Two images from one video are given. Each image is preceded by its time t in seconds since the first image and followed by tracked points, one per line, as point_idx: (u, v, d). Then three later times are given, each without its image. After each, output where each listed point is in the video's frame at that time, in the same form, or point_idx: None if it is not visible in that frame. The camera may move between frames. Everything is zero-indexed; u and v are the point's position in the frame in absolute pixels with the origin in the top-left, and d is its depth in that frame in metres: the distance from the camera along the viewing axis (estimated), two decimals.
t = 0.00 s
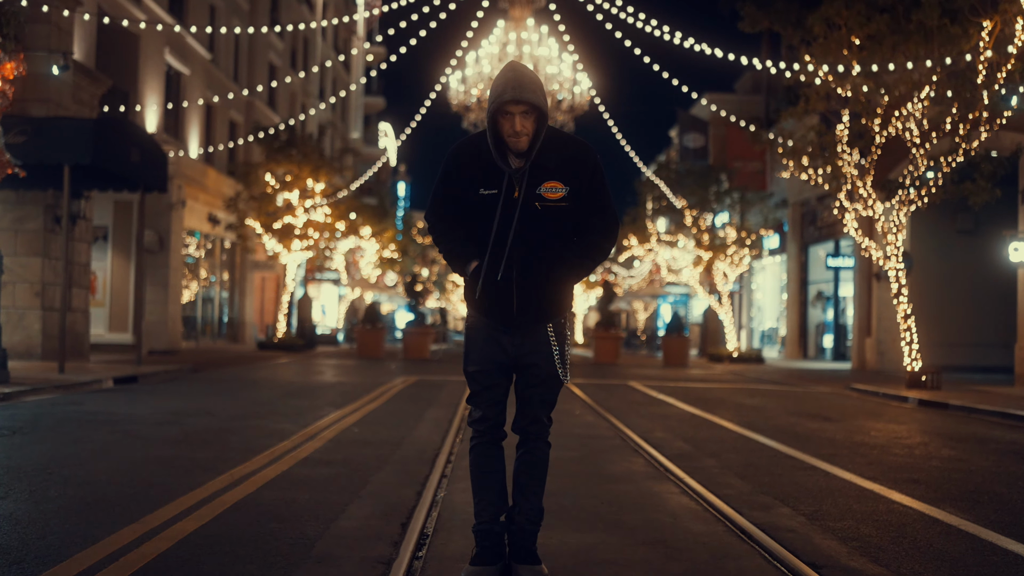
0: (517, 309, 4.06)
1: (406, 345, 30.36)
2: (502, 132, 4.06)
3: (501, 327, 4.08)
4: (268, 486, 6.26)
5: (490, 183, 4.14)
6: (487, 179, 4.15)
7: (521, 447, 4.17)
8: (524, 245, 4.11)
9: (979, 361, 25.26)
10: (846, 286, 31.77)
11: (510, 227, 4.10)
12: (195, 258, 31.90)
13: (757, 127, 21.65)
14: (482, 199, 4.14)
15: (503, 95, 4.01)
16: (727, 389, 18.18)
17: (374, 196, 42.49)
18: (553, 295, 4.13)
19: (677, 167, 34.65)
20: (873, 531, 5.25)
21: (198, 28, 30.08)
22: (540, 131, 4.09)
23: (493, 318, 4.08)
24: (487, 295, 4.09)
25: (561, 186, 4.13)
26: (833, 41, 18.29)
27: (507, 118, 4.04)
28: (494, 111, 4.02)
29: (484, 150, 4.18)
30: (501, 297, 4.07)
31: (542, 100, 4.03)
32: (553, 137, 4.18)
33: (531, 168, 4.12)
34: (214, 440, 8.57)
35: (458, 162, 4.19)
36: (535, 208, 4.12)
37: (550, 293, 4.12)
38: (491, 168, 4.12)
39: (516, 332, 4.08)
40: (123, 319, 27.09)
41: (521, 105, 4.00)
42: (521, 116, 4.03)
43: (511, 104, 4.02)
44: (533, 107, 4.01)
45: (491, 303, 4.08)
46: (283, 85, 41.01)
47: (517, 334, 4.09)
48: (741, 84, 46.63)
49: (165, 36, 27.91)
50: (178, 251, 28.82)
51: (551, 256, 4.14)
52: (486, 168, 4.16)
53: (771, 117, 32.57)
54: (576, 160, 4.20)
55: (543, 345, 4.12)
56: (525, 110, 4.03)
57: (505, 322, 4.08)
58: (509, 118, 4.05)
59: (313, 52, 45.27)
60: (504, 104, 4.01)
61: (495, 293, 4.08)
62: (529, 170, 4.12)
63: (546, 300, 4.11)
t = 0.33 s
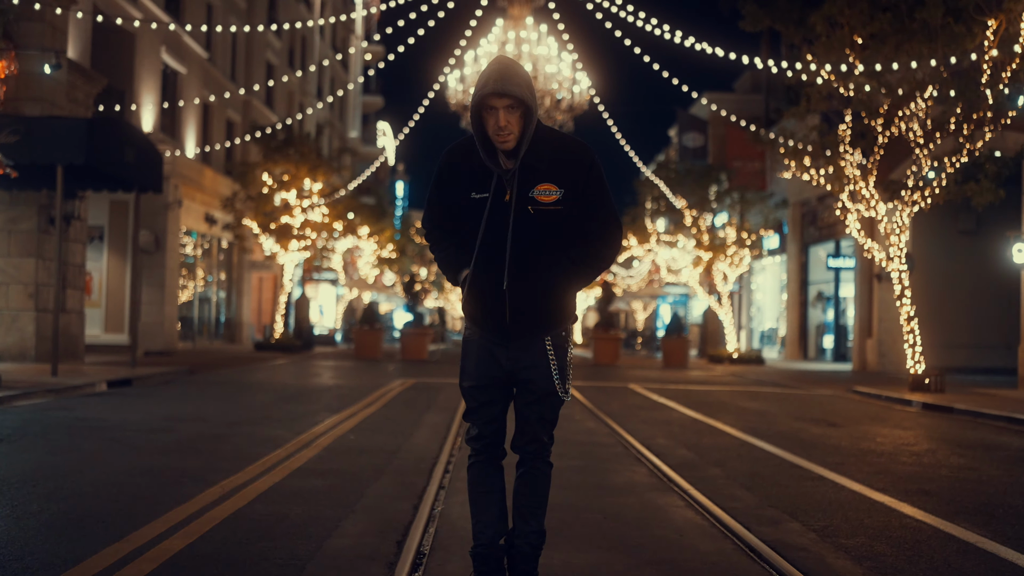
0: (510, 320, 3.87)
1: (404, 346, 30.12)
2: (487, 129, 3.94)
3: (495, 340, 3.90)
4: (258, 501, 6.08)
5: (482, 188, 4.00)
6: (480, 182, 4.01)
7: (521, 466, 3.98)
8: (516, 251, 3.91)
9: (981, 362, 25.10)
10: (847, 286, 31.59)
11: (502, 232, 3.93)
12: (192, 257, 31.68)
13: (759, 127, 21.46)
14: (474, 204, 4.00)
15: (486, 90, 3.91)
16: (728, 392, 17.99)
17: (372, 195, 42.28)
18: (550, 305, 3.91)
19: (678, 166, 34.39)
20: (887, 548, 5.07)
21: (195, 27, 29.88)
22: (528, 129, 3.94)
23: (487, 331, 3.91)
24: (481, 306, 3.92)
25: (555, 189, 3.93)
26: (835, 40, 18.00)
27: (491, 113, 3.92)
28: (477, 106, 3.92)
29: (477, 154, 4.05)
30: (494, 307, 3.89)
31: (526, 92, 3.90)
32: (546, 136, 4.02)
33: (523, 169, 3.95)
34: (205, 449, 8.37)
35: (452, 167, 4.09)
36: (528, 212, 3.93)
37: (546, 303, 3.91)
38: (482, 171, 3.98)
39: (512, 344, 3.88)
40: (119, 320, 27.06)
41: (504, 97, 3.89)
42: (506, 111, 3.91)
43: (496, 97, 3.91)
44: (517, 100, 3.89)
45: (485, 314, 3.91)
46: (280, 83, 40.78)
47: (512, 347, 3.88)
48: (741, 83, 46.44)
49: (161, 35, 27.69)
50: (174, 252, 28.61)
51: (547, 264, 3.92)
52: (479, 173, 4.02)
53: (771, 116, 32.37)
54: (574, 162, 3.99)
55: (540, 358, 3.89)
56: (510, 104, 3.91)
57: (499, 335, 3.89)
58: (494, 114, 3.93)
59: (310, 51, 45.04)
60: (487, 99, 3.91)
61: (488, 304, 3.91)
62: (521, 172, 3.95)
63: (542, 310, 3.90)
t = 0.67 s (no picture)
0: (506, 335, 3.66)
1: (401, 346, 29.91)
2: (486, 122, 3.76)
3: (489, 356, 3.69)
4: (246, 519, 5.87)
5: (477, 192, 3.79)
6: (475, 187, 3.80)
7: (517, 491, 3.78)
8: (514, 260, 3.70)
9: (981, 364, 24.92)
10: (847, 286, 31.39)
11: (499, 240, 3.72)
12: (188, 256, 31.45)
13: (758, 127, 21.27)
14: (469, 209, 3.79)
15: (488, 79, 3.74)
16: (729, 395, 17.78)
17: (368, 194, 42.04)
18: (547, 320, 3.71)
19: (677, 166, 34.13)
20: (900, 567, 4.91)
21: (190, 25, 29.63)
22: (529, 124, 3.76)
23: (480, 347, 3.70)
24: (474, 320, 3.71)
25: (555, 195, 3.74)
26: (837, 39, 17.76)
27: (492, 104, 3.74)
28: (478, 94, 3.74)
29: (473, 156, 3.85)
30: (489, 321, 3.68)
31: (530, 83, 3.73)
32: (545, 138, 3.84)
33: (523, 172, 3.76)
34: (194, 460, 8.19)
35: (445, 170, 3.88)
36: (527, 218, 3.73)
37: (543, 317, 3.70)
38: (478, 173, 3.78)
39: (508, 361, 3.67)
40: (113, 321, 26.67)
41: (508, 87, 3.72)
42: (508, 101, 3.73)
43: (496, 87, 3.74)
44: (520, 91, 3.72)
45: (479, 329, 3.70)
46: (277, 83, 40.55)
47: (507, 364, 3.68)
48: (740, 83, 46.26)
49: (156, 34, 27.45)
50: (169, 252, 28.37)
51: (544, 276, 3.72)
52: (475, 176, 3.81)
53: (770, 115, 32.19)
54: (574, 167, 3.81)
55: (537, 376, 3.70)
56: (511, 95, 3.74)
57: (494, 352, 3.68)
58: (492, 105, 3.75)
59: (307, 50, 44.80)
60: (488, 88, 3.73)
61: (482, 316, 3.69)
62: (520, 175, 3.75)
63: (540, 324, 3.70)
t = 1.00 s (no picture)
0: (503, 351, 3.49)
1: (399, 348, 29.69)
2: (495, 114, 3.61)
3: (484, 374, 3.51)
4: (233, 538, 5.69)
5: (476, 197, 3.62)
6: (473, 193, 3.63)
7: (513, 518, 3.60)
8: (515, 270, 3.52)
9: (983, 365, 24.71)
10: (847, 287, 31.20)
11: (498, 249, 3.55)
12: (183, 257, 31.22)
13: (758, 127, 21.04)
14: (467, 215, 3.61)
15: (501, 70, 3.61)
16: (729, 398, 17.56)
17: (365, 194, 41.81)
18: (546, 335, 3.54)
19: (675, 165, 33.87)
20: None
21: (185, 25, 29.37)
22: (538, 123, 3.62)
23: (475, 364, 3.51)
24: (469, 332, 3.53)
25: (559, 202, 3.59)
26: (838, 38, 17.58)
27: (503, 95, 3.60)
28: (489, 83, 3.60)
29: (473, 159, 3.69)
30: (486, 337, 3.51)
31: (543, 80, 3.62)
32: (553, 140, 3.68)
33: (528, 177, 3.60)
34: (182, 472, 7.98)
35: (442, 174, 3.71)
36: (530, 225, 3.56)
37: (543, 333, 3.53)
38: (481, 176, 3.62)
39: (504, 378, 3.50)
40: (108, 323, 26.52)
41: (522, 79, 3.59)
42: (519, 94, 3.59)
43: (507, 79, 3.60)
44: (534, 86, 3.60)
45: (473, 345, 3.52)
46: (273, 82, 40.31)
47: (504, 383, 3.50)
48: (738, 82, 46.04)
49: (151, 34, 27.23)
50: (165, 254, 28.13)
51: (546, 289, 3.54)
52: (474, 180, 3.65)
53: (770, 115, 31.99)
54: (580, 175, 3.66)
55: (535, 397, 3.53)
56: (523, 89, 3.61)
57: (490, 370, 3.50)
58: (502, 98, 3.61)
59: (304, 49, 44.54)
60: (501, 78, 3.60)
61: (478, 330, 3.51)
62: (523, 180, 3.60)
63: (539, 339, 3.53)
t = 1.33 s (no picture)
0: (499, 372, 3.29)
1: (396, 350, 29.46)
2: (502, 110, 3.42)
3: (479, 397, 3.30)
4: (217, 560, 5.46)
5: (472, 205, 3.41)
6: (468, 201, 3.42)
7: (503, 552, 3.40)
8: (514, 284, 3.32)
9: (985, 367, 24.42)
10: (847, 288, 30.99)
11: (496, 262, 3.33)
12: (179, 258, 30.95)
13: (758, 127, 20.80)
14: (462, 225, 3.39)
15: (512, 64, 3.44)
16: (729, 403, 17.32)
17: (362, 195, 41.55)
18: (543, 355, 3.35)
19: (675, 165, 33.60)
20: None
21: (181, 24, 29.11)
22: (545, 126, 3.46)
23: (469, 386, 3.30)
24: (462, 351, 3.31)
25: (561, 213, 3.41)
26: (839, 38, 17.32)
27: (513, 91, 3.43)
28: (499, 76, 3.41)
29: (470, 163, 3.48)
30: (481, 357, 3.30)
31: (553, 82, 3.47)
32: (556, 148, 3.52)
33: (530, 185, 3.42)
34: (169, 487, 7.78)
35: (434, 179, 3.48)
36: (530, 236, 3.37)
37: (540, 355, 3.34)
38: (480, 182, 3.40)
39: (500, 401, 3.30)
40: (101, 326, 26.30)
41: (534, 74, 3.43)
42: (530, 91, 3.43)
43: (518, 75, 3.43)
44: (545, 87, 3.46)
45: (467, 366, 3.31)
46: (270, 82, 40.05)
47: (497, 409, 3.30)
48: (738, 82, 45.83)
49: (145, 33, 26.92)
50: (159, 255, 27.86)
51: (546, 306, 3.35)
52: (470, 186, 3.43)
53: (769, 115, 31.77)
54: (581, 187, 3.49)
55: (530, 423, 3.34)
56: (533, 88, 3.44)
57: (485, 392, 3.30)
58: (509, 95, 3.43)
59: (301, 49, 44.27)
60: (511, 73, 3.43)
61: (473, 350, 3.30)
62: (525, 187, 3.41)
63: (536, 360, 3.35)
